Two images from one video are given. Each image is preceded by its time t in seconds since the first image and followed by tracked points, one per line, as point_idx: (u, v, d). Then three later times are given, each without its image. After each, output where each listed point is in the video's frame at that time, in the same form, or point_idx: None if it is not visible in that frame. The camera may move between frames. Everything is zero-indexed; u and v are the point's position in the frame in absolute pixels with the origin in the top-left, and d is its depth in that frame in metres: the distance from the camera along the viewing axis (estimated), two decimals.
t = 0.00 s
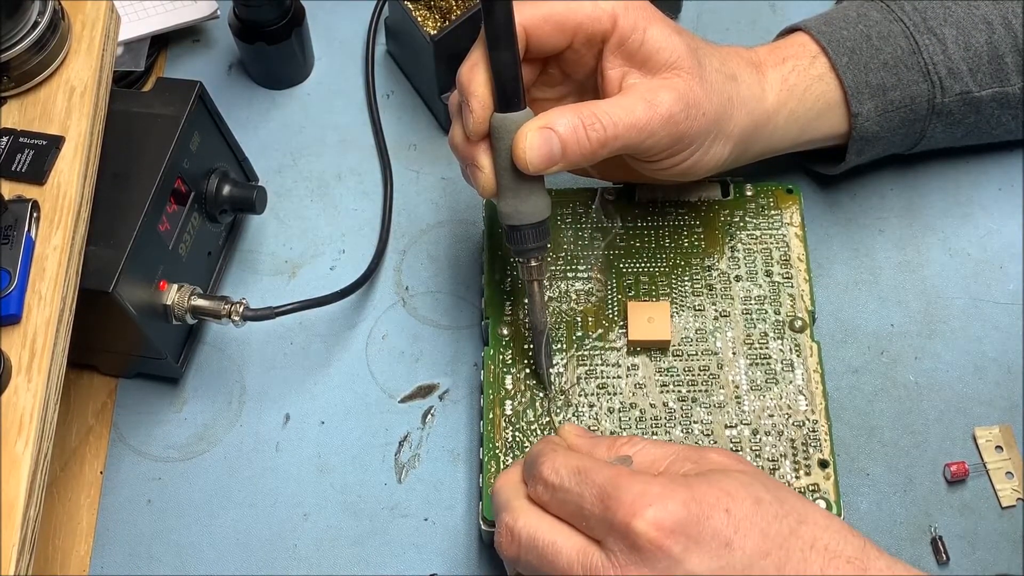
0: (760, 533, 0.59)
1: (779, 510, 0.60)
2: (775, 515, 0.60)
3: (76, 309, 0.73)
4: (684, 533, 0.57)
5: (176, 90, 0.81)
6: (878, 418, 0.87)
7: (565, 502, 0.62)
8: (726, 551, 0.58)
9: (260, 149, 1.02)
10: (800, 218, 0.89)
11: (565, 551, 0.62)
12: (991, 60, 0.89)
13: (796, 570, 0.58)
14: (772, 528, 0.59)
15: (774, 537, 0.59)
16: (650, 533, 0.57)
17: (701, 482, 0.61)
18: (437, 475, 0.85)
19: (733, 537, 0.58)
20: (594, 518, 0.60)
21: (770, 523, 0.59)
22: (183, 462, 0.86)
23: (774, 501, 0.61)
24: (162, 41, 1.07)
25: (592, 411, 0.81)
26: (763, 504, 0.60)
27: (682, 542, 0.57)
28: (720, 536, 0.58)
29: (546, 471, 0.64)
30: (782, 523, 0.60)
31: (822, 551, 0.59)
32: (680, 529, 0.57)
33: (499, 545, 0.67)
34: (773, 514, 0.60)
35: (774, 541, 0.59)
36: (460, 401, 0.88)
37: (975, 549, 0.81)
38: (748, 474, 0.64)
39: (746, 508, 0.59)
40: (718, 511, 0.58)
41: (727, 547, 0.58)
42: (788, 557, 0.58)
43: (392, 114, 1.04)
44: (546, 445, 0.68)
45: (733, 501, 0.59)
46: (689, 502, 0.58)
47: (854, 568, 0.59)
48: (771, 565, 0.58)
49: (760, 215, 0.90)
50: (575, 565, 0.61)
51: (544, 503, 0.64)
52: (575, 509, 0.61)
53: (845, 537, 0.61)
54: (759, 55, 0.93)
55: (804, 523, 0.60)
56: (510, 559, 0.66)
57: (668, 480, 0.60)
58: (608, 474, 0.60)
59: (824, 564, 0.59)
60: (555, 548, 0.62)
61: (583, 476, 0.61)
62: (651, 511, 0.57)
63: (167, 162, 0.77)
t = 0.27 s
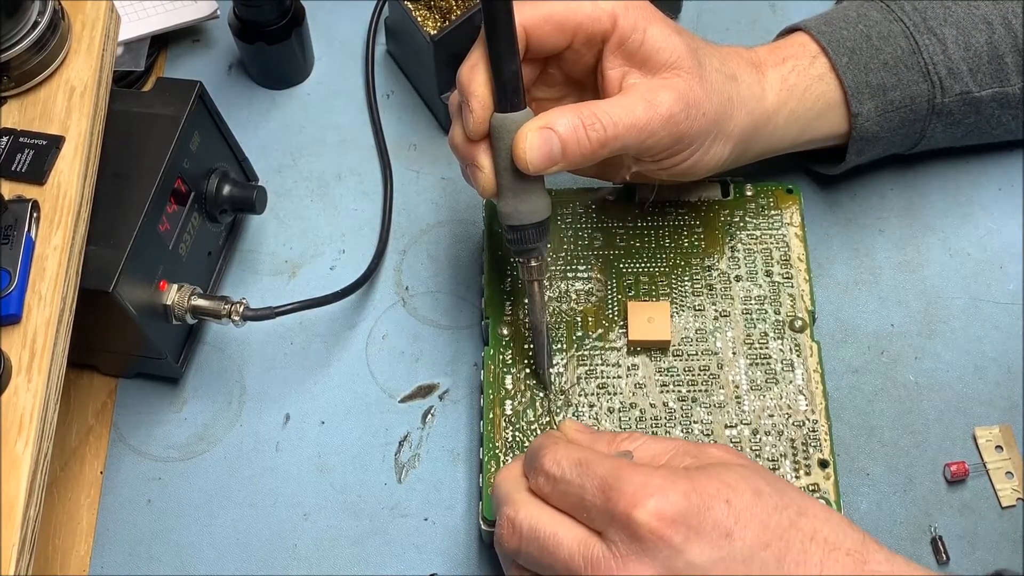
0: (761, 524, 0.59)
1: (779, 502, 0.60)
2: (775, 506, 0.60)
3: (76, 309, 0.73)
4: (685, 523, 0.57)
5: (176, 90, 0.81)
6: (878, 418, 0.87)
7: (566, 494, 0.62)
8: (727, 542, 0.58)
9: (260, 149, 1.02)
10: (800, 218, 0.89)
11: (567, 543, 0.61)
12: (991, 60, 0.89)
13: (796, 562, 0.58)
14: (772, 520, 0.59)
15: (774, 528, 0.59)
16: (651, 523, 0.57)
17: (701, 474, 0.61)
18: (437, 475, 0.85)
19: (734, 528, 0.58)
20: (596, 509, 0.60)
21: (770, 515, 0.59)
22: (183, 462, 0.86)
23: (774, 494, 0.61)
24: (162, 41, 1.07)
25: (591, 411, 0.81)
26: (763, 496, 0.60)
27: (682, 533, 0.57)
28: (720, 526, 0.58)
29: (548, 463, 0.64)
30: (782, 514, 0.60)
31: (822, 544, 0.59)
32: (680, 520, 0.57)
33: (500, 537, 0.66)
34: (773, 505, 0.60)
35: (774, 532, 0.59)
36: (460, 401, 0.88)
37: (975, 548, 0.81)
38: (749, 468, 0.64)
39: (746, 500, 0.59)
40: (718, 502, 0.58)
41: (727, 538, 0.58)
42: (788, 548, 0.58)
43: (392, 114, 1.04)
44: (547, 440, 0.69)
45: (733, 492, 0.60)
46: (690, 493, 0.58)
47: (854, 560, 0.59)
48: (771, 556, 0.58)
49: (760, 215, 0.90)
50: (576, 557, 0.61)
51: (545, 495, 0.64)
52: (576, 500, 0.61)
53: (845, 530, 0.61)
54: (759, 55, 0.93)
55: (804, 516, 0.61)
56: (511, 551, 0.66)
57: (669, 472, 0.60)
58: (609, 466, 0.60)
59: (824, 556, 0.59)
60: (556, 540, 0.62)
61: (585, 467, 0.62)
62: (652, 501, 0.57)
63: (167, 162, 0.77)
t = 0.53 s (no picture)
0: (760, 516, 0.59)
1: (779, 494, 0.61)
2: (775, 498, 0.60)
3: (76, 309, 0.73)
4: (685, 513, 0.58)
5: (176, 90, 0.81)
6: (878, 418, 0.87)
7: (568, 483, 0.63)
8: (726, 533, 0.58)
9: (260, 149, 1.02)
10: (800, 218, 0.89)
11: (568, 533, 0.61)
12: (991, 60, 0.89)
13: (795, 554, 0.58)
14: (772, 511, 0.59)
15: (774, 519, 0.59)
16: (651, 513, 0.57)
17: (702, 467, 0.61)
18: (438, 475, 0.85)
19: (733, 519, 0.58)
20: (597, 498, 0.61)
21: (769, 506, 0.59)
22: (183, 462, 0.86)
23: (774, 486, 0.61)
24: (163, 41, 1.07)
25: (591, 412, 0.81)
26: (762, 488, 0.60)
27: (682, 523, 0.57)
28: (720, 517, 0.58)
29: (551, 451, 0.65)
30: (781, 506, 0.60)
31: (821, 536, 0.59)
32: (680, 509, 0.57)
33: (501, 527, 0.66)
34: (773, 497, 0.60)
35: (773, 523, 0.59)
36: (460, 401, 0.88)
37: (975, 548, 0.81)
38: (746, 460, 0.64)
39: (745, 491, 0.60)
40: (718, 494, 0.59)
41: (727, 529, 0.58)
42: (786, 540, 0.58)
43: (392, 114, 1.04)
44: (549, 429, 0.69)
45: (733, 484, 0.60)
46: (690, 484, 0.59)
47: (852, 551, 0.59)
48: (770, 547, 0.58)
49: (760, 215, 0.90)
50: (577, 547, 0.61)
51: (547, 484, 0.65)
52: (578, 488, 0.62)
53: (843, 523, 0.61)
54: (759, 55, 0.93)
55: (803, 508, 0.61)
56: (511, 542, 0.65)
57: (670, 464, 0.61)
58: (612, 457, 0.61)
59: (824, 547, 0.59)
60: (557, 530, 0.62)
61: (587, 456, 0.62)
62: (652, 491, 0.58)
63: (167, 162, 0.77)
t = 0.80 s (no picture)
0: (760, 513, 0.59)
1: (777, 491, 0.61)
2: (773, 495, 0.60)
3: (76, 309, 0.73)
4: (685, 512, 0.58)
5: (176, 90, 0.81)
6: (878, 418, 0.87)
7: (568, 478, 0.63)
8: (726, 531, 0.58)
9: (260, 149, 1.02)
10: (800, 218, 0.89)
11: (567, 535, 0.61)
12: (991, 60, 0.89)
13: (795, 551, 0.58)
14: (771, 509, 0.59)
15: (773, 516, 0.59)
16: (652, 511, 0.57)
17: (701, 466, 0.61)
18: (438, 475, 0.85)
19: (732, 517, 0.58)
20: (597, 495, 0.61)
21: (768, 504, 0.59)
22: (183, 462, 0.86)
23: (772, 483, 0.61)
24: (163, 41, 1.07)
25: (591, 412, 0.81)
26: (760, 486, 0.60)
27: (682, 522, 0.58)
28: (720, 516, 0.58)
29: (552, 446, 0.65)
30: (780, 503, 0.60)
31: (820, 532, 0.59)
32: (680, 508, 0.58)
33: (495, 529, 0.66)
34: (772, 495, 0.60)
35: (773, 520, 0.59)
36: (460, 401, 0.88)
37: (975, 548, 0.81)
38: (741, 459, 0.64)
39: (744, 490, 0.60)
40: (716, 493, 0.59)
41: (726, 527, 0.58)
42: (786, 537, 0.58)
43: (392, 114, 1.04)
44: (547, 423, 0.69)
45: (732, 482, 0.60)
46: (689, 483, 0.59)
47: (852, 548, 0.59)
48: (770, 544, 0.58)
49: (760, 215, 0.90)
50: (577, 548, 0.61)
51: (547, 477, 0.65)
52: (578, 484, 0.63)
53: (841, 519, 0.61)
54: (759, 55, 0.93)
55: (801, 505, 0.61)
56: (508, 545, 0.65)
57: (668, 464, 0.61)
58: (612, 454, 0.62)
59: (823, 544, 0.59)
60: (555, 531, 0.62)
61: (589, 452, 0.63)
62: (652, 490, 0.58)
63: (167, 162, 0.77)
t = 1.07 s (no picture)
0: (758, 532, 0.59)
1: (776, 508, 0.61)
2: (772, 512, 0.61)
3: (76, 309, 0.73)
4: (683, 533, 0.58)
5: (176, 90, 0.81)
6: (878, 418, 0.87)
7: (556, 505, 0.62)
8: (724, 551, 0.59)
9: (260, 149, 1.02)
10: (800, 218, 0.89)
11: (563, 556, 0.61)
12: (991, 60, 0.89)
13: (795, 568, 0.58)
14: (770, 526, 0.60)
15: (772, 534, 0.60)
16: (650, 534, 0.57)
17: (698, 482, 0.62)
18: (438, 475, 0.85)
19: (731, 536, 0.59)
20: (589, 520, 0.60)
21: (767, 521, 0.60)
22: (183, 462, 0.86)
23: (771, 499, 0.62)
24: (163, 41, 1.07)
25: (592, 411, 0.81)
26: (759, 503, 0.61)
27: (680, 543, 0.58)
28: (718, 535, 0.59)
29: (535, 475, 0.63)
30: (779, 520, 0.61)
31: (819, 549, 0.60)
32: (677, 529, 0.58)
33: (490, 550, 0.66)
34: (772, 511, 0.61)
35: (772, 539, 0.59)
36: (460, 401, 0.88)
37: (975, 548, 0.81)
38: (739, 472, 0.65)
39: (743, 507, 0.60)
40: (715, 511, 0.59)
41: (726, 546, 0.59)
42: (786, 555, 0.59)
43: (392, 114, 1.04)
44: (530, 448, 0.68)
45: (730, 500, 0.60)
46: (686, 502, 0.59)
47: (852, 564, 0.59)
48: (769, 563, 0.58)
49: (760, 215, 0.90)
50: (574, 570, 0.61)
51: (533, 507, 0.64)
52: (568, 511, 0.61)
53: (840, 533, 0.62)
54: (759, 55, 0.93)
55: (800, 521, 0.61)
56: (502, 565, 0.65)
57: (664, 483, 0.61)
58: (603, 478, 0.61)
59: (822, 561, 0.59)
60: (551, 554, 0.62)
61: (576, 479, 0.61)
62: (649, 512, 0.58)
63: (167, 162, 0.77)
